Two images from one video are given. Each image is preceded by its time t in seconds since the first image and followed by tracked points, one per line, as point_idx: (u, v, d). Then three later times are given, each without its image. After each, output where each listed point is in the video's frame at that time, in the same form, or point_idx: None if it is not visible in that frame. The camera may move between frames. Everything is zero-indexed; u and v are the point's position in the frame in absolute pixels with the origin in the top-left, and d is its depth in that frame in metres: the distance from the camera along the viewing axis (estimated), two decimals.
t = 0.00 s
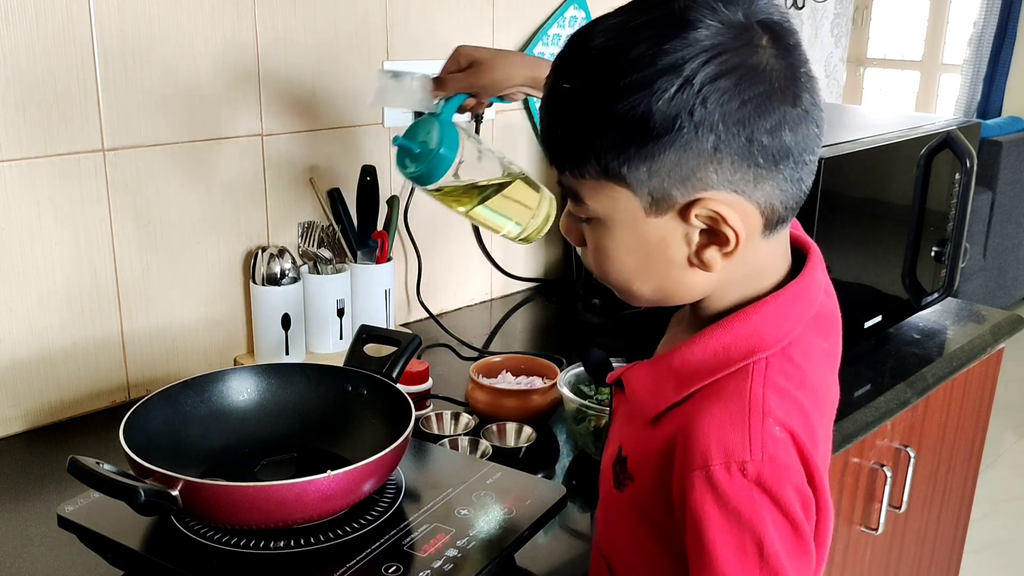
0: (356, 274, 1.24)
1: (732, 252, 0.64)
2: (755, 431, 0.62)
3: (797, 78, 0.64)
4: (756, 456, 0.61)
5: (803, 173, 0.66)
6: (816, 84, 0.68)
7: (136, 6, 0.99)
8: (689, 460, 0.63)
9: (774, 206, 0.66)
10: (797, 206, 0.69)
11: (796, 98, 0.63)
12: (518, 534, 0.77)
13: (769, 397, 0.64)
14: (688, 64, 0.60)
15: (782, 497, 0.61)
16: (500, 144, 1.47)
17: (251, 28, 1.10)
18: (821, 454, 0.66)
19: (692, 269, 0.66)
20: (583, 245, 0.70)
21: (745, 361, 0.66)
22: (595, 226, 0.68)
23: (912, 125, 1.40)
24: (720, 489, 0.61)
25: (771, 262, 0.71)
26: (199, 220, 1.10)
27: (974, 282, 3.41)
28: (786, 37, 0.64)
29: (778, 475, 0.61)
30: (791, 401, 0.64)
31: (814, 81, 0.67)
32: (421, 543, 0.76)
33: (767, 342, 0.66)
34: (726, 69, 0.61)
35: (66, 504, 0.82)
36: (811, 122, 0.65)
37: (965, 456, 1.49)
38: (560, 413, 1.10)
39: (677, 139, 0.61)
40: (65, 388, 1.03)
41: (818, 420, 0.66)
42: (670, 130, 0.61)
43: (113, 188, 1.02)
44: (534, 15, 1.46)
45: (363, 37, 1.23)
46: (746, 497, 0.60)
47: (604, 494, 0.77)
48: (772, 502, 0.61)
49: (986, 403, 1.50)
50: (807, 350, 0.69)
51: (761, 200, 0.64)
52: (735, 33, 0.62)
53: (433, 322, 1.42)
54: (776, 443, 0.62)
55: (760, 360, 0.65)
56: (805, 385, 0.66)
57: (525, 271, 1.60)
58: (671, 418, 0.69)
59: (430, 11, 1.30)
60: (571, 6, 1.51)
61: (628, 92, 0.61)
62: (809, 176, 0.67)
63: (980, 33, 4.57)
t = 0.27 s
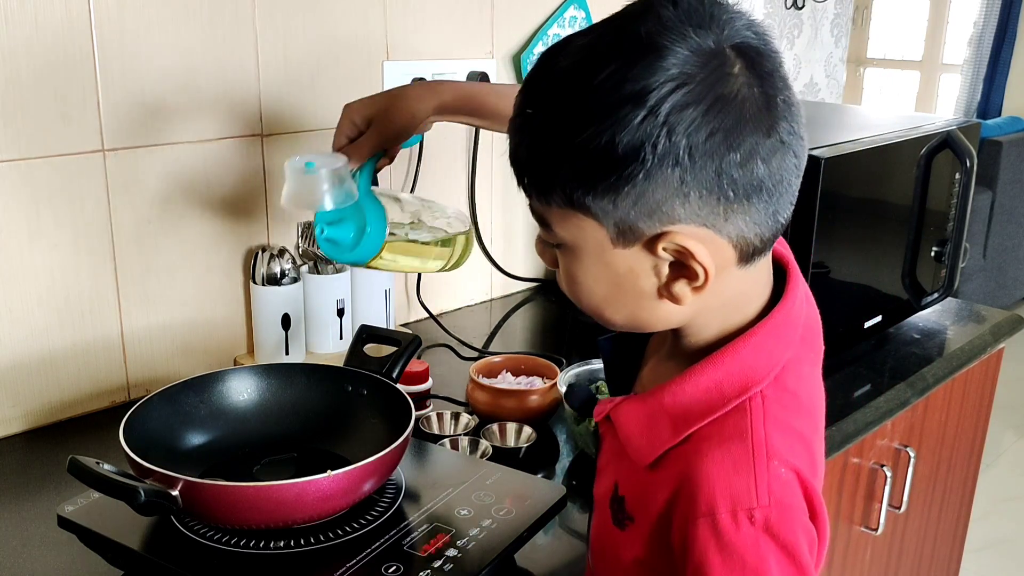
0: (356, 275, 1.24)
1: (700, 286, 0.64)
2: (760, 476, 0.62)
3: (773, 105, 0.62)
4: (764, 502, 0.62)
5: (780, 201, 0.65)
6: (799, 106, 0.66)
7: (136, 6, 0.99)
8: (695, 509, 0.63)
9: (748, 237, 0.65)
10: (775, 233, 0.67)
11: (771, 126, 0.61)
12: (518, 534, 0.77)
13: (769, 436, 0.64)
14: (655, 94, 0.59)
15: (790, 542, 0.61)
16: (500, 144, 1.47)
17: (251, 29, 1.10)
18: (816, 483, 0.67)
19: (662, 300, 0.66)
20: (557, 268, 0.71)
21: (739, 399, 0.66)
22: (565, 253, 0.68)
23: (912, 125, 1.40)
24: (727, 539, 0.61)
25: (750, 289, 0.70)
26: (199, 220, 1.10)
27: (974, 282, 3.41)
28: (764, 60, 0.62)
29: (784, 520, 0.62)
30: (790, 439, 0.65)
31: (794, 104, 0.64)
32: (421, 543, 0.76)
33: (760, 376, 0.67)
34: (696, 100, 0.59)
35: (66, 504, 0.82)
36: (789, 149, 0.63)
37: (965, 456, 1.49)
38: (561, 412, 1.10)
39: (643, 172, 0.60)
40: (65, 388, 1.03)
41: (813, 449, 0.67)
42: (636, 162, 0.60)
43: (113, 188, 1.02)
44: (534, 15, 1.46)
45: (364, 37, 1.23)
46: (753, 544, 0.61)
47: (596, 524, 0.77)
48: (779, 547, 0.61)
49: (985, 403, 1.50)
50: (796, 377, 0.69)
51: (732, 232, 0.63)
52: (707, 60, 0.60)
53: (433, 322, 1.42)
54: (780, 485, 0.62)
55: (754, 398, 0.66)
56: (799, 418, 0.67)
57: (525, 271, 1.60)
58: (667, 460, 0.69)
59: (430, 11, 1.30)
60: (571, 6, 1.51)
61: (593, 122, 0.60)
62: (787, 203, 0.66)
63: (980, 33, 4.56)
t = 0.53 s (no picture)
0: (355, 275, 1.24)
1: (667, 302, 0.64)
2: (745, 494, 0.62)
3: (744, 121, 0.61)
4: (750, 519, 0.61)
5: (751, 217, 0.65)
6: (774, 121, 0.66)
7: (136, 6, 0.99)
8: (681, 526, 0.63)
9: (718, 253, 0.64)
10: (748, 248, 0.67)
11: (740, 143, 0.61)
12: (518, 534, 0.77)
13: (753, 450, 0.64)
14: (622, 109, 0.58)
15: (777, 558, 0.61)
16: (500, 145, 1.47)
17: (251, 29, 1.10)
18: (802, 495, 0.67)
19: (631, 314, 0.66)
20: (530, 277, 0.71)
21: (722, 415, 0.66)
22: (536, 264, 0.68)
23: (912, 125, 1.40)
24: (714, 556, 0.61)
25: (725, 305, 0.70)
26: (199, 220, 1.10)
27: (974, 282, 3.41)
28: (736, 75, 0.62)
29: (770, 537, 0.61)
30: (774, 453, 0.65)
31: (768, 121, 0.64)
32: (421, 543, 0.76)
33: (741, 390, 0.67)
34: (663, 116, 0.59)
35: (66, 504, 0.82)
36: (760, 166, 0.63)
37: (965, 456, 1.49)
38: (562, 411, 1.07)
39: (609, 187, 0.60)
40: (64, 389, 1.03)
41: (797, 461, 0.67)
42: (602, 177, 0.60)
43: (113, 188, 1.02)
44: (534, 15, 1.46)
45: (363, 37, 1.23)
46: (740, 562, 0.61)
47: (585, 539, 0.77)
48: (766, 563, 0.61)
49: (985, 403, 1.50)
50: (779, 388, 0.69)
51: (701, 248, 0.63)
52: (677, 75, 0.60)
53: (433, 322, 1.42)
54: (765, 501, 0.62)
55: (736, 412, 0.66)
56: (783, 431, 0.67)
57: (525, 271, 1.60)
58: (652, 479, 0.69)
59: (430, 11, 1.30)
60: (571, 6, 1.51)
61: (560, 136, 0.60)
62: (759, 219, 0.66)
63: (980, 33, 4.57)
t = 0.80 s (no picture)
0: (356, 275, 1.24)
1: (648, 306, 0.64)
2: (735, 502, 0.62)
3: (720, 124, 0.61)
4: (740, 528, 0.61)
5: (732, 222, 0.64)
6: (754, 125, 0.65)
7: (136, 6, 0.99)
8: (672, 533, 0.63)
9: (699, 257, 0.64)
10: (732, 253, 0.67)
11: (716, 146, 0.61)
12: (518, 534, 0.77)
13: (744, 459, 0.64)
14: (593, 113, 0.58)
15: (767, 567, 0.61)
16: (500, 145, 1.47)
17: (251, 29, 1.10)
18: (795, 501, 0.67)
19: (615, 321, 0.66)
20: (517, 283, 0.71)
21: (713, 422, 0.66)
22: (521, 270, 0.68)
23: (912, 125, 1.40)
24: (705, 565, 0.61)
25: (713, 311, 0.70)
26: (198, 220, 1.10)
27: (974, 282, 3.40)
28: (711, 79, 0.62)
29: (761, 545, 0.61)
30: (764, 461, 0.65)
31: (747, 124, 0.64)
32: (421, 542, 0.76)
33: (733, 397, 0.66)
34: (637, 120, 0.59)
35: (67, 504, 0.82)
36: (738, 169, 0.62)
37: (965, 456, 1.49)
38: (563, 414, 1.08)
39: (584, 191, 0.60)
40: (64, 388, 1.03)
41: (789, 467, 0.67)
42: (577, 182, 0.60)
43: (113, 188, 1.02)
44: (534, 15, 1.46)
45: (364, 37, 1.23)
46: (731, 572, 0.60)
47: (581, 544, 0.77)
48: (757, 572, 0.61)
49: (986, 403, 1.50)
50: (771, 394, 0.69)
51: (681, 252, 0.63)
52: (651, 78, 0.59)
53: (433, 322, 1.42)
54: (756, 510, 0.62)
55: (727, 420, 0.66)
56: (774, 438, 0.67)
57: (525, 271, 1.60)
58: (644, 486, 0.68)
59: (430, 11, 1.30)
60: (571, 6, 1.51)
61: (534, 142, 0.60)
62: (741, 223, 0.65)
63: (980, 33, 4.57)
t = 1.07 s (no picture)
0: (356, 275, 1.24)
1: (652, 306, 0.64)
2: (742, 506, 0.62)
3: (722, 123, 0.61)
4: (746, 532, 0.61)
5: (736, 222, 0.64)
6: (757, 125, 0.65)
7: (136, 5, 0.99)
8: (678, 537, 0.63)
9: (702, 258, 0.64)
10: (735, 253, 0.66)
11: (717, 146, 0.61)
12: (518, 534, 0.77)
13: (750, 463, 0.64)
14: (594, 113, 0.58)
15: (775, 570, 0.61)
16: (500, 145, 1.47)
17: (251, 29, 1.10)
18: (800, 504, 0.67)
19: (618, 322, 0.66)
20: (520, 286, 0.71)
21: (719, 425, 0.65)
22: (524, 272, 0.68)
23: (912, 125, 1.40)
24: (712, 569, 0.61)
25: (717, 312, 0.70)
26: (198, 220, 1.10)
27: (974, 282, 3.40)
28: (713, 78, 0.62)
29: (768, 549, 0.61)
30: (770, 464, 0.64)
31: (750, 123, 0.63)
32: (421, 542, 0.76)
33: (738, 400, 0.66)
34: (638, 120, 0.59)
35: (67, 504, 0.82)
36: (740, 169, 0.62)
37: (966, 456, 1.49)
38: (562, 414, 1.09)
39: (586, 191, 0.60)
40: (64, 388, 1.03)
41: (794, 471, 0.67)
42: (578, 182, 0.60)
43: (113, 188, 1.02)
44: (534, 15, 1.46)
45: (364, 37, 1.23)
46: None
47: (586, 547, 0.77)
48: None
49: (986, 403, 1.50)
50: (775, 396, 0.69)
51: (684, 253, 0.63)
52: (651, 78, 0.59)
53: (433, 322, 1.42)
54: (763, 514, 0.62)
55: (732, 423, 0.65)
56: (779, 441, 0.67)
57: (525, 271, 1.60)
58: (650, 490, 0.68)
59: (430, 11, 1.30)
60: (571, 6, 1.51)
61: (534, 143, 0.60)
62: (745, 223, 0.65)
63: (980, 33, 4.57)
